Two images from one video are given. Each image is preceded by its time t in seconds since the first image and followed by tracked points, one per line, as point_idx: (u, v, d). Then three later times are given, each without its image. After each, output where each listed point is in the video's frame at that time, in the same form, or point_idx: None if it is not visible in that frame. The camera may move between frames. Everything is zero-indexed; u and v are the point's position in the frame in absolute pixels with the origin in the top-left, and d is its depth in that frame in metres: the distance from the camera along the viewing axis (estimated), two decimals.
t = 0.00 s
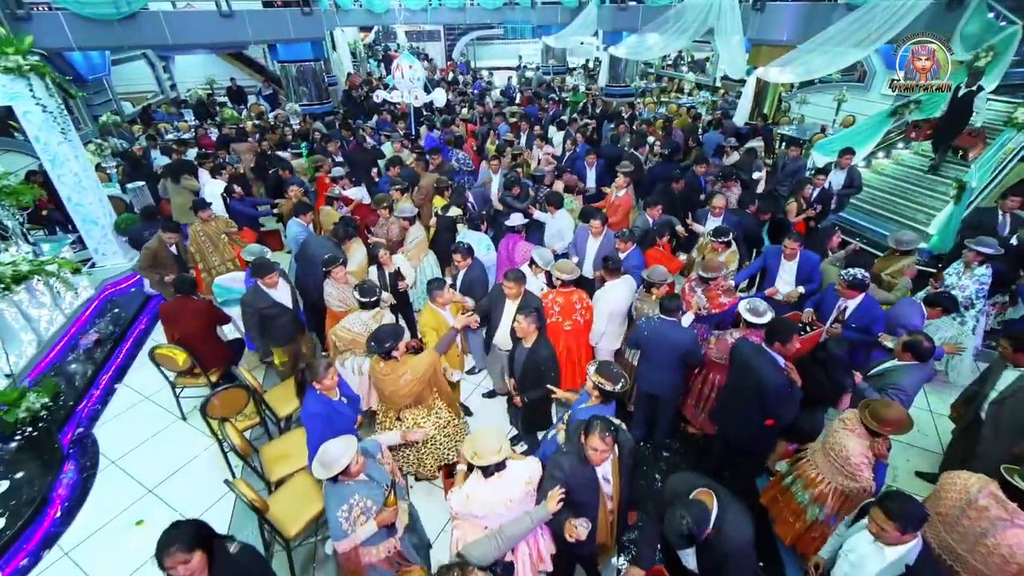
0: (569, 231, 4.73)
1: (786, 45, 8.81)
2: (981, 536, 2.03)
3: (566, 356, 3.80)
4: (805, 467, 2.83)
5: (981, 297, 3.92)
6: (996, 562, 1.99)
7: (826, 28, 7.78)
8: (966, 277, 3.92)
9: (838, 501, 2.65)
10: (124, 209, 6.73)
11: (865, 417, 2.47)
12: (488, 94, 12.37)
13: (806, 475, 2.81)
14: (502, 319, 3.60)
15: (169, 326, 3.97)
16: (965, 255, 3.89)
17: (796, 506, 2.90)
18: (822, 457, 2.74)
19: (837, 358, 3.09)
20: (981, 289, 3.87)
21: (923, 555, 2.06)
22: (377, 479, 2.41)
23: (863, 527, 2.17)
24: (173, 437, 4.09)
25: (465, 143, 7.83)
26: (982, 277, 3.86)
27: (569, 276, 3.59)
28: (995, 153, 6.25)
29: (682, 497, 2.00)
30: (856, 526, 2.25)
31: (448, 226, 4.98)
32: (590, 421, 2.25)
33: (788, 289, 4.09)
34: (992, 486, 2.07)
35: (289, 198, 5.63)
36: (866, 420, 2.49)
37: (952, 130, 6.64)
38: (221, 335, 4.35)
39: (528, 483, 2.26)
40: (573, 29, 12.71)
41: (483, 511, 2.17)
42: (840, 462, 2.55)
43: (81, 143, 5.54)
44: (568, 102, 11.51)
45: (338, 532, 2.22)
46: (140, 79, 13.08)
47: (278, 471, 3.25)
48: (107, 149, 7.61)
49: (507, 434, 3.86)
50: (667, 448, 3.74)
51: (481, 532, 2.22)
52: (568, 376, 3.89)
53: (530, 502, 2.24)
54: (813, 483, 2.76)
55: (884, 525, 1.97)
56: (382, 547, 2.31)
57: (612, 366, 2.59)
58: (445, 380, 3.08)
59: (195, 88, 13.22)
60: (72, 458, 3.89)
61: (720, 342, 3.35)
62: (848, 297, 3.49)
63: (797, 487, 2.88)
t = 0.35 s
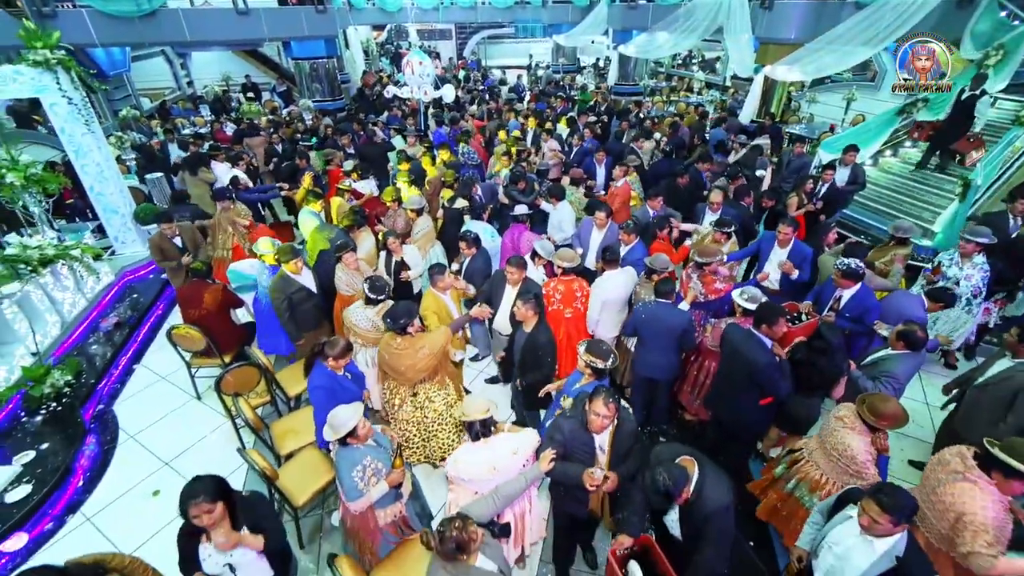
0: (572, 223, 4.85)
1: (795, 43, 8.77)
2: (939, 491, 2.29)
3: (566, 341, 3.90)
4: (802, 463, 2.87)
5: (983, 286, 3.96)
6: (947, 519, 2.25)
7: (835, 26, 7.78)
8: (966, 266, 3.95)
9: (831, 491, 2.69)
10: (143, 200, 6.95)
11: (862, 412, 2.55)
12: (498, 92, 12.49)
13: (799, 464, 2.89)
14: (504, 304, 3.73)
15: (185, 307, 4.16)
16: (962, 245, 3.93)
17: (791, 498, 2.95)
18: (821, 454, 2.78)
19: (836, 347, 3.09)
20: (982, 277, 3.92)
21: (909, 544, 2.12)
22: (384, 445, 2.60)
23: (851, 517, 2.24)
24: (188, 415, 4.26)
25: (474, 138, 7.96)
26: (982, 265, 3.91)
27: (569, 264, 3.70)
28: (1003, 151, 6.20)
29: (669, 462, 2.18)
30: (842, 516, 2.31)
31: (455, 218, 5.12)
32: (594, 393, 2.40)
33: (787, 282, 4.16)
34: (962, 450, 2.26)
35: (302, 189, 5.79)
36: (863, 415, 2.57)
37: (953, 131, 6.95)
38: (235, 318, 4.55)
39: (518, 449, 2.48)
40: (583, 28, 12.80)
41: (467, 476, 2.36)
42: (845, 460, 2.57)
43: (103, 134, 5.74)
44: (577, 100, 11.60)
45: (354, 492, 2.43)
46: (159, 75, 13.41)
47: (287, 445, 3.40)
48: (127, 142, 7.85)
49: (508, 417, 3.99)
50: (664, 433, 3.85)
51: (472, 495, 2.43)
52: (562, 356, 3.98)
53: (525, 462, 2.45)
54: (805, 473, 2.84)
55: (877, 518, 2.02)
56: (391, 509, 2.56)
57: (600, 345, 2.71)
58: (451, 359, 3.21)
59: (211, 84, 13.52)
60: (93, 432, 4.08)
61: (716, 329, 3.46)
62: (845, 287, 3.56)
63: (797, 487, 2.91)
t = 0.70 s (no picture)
0: (575, 214, 4.93)
1: (802, 41, 8.77)
2: (915, 463, 2.38)
3: (561, 327, 4.03)
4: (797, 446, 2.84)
5: (982, 281, 4.04)
6: (923, 491, 2.33)
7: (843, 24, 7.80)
8: (963, 264, 4.00)
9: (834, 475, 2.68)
10: (160, 190, 7.17)
11: (856, 392, 2.59)
12: (507, 89, 12.60)
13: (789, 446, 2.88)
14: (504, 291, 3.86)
15: (200, 290, 4.29)
16: (956, 242, 3.98)
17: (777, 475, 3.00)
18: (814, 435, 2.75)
19: (833, 336, 2.96)
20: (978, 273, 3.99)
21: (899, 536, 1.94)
22: (387, 414, 2.82)
23: (841, 512, 2.03)
24: (202, 394, 4.45)
25: (481, 133, 8.09)
26: (978, 261, 3.98)
27: (569, 254, 3.81)
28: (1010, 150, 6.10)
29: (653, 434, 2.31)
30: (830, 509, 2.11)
31: (461, 210, 5.25)
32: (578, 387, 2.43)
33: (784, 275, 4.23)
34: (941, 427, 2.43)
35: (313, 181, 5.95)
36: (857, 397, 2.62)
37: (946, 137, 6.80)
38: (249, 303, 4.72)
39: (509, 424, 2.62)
40: (593, 27, 12.87)
41: (463, 445, 2.53)
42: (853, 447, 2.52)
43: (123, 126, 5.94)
44: (585, 98, 11.68)
45: (363, 456, 2.64)
46: (176, 71, 13.70)
47: (297, 422, 3.56)
48: (145, 134, 8.09)
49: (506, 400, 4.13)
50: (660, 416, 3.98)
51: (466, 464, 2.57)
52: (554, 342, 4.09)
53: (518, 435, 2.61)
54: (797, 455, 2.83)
55: (869, 511, 1.83)
56: (400, 472, 2.82)
57: (590, 327, 2.83)
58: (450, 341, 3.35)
59: (226, 80, 13.78)
60: (112, 408, 4.27)
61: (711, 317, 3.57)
62: (846, 277, 3.55)
63: (785, 463, 2.94)
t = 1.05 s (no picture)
0: (580, 206, 5.03)
1: (811, 38, 8.73)
2: (914, 458, 2.35)
3: (558, 314, 4.11)
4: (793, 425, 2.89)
5: (977, 273, 4.10)
6: (926, 485, 2.32)
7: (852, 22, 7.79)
8: (961, 253, 4.09)
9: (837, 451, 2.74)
10: (178, 181, 7.39)
11: (846, 368, 2.75)
12: (517, 86, 12.70)
13: (787, 430, 2.92)
14: (505, 278, 4.00)
15: (215, 274, 4.44)
16: (956, 235, 4.01)
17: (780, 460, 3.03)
18: (808, 414, 2.83)
19: (832, 322, 2.95)
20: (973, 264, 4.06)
21: (878, 513, 1.99)
22: (393, 390, 2.94)
23: (824, 487, 2.09)
24: (214, 375, 4.63)
25: (490, 129, 8.20)
26: (976, 252, 4.06)
27: (570, 242, 3.93)
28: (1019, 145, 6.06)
29: (646, 408, 2.42)
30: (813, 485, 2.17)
31: (467, 201, 5.36)
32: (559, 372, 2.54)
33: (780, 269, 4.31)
34: (931, 415, 2.38)
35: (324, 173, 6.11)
36: (847, 372, 2.75)
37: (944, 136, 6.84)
38: (262, 288, 4.92)
39: (506, 401, 2.69)
40: (603, 25, 12.93)
41: (461, 420, 2.66)
42: (845, 420, 2.63)
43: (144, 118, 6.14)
44: (594, 96, 11.75)
45: (370, 430, 2.76)
46: (194, 68, 13.99)
47: (306, 401, 3.71)
48: (164, 128, 8.34)
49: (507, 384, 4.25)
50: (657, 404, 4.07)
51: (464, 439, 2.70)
52: (550, 325, 4.20)
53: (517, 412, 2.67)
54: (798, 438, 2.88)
55: (854, 493, 1.88)
56: (404, 446, 2.94)
57: (583, 310, 3.00)
58: (444, 324, 3.50)
59: (241, 77, 14.06)
60: (131, 387, 4.46)
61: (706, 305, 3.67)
62: (840, 266, 3.64)
63: (785, 446, 2.99)
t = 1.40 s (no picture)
0: (585, 198, 5.12)
1: (821, 36, 8.75)
2: (910, 450, 2.22)
3: (557, 303, 4.20)
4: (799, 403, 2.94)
5: (974, 268, 4.19)
6: (923, 476, 2.20)
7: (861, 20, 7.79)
8: (962, 248, 4.16)
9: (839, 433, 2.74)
10: (194, 173, 7.62)
11: (856, 352, 2.81)
12: (526, 85, 12.79)
13: (796, 414, 2.92)
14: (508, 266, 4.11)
15: (231, 260, 4.60)
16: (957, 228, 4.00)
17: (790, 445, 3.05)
18: (816, 394, 2.89)
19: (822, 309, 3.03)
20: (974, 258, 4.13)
21: (844, 476, 2.04)
22: (397, 369, 3.05)
23: (794, 455, 2.19)
24: (227, 358, 4.80)
25: (498, 125, 8.31)
26: (975, 247, 4.13)
27: (572, 232, 4.03)
28: None
29: (638, 385, 2.53)
30: (786, 452, 2.28)
31: (474, 194, 5.48)
32: (540, 360, 2.63)
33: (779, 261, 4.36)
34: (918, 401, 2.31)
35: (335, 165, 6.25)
36: (860, 360, 2.81)
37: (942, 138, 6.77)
38: (274, 275, 5.08)
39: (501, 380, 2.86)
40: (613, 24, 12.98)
41: (458, 395, 2.78)
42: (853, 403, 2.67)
43: (162, 111, 6.35)
44: (604, 94, 11.81)
45: (376, 406, 2.87)
46: (210, 64, 14.25)
47: (314, 381, 3.85)
48: (182, 122, 8.57)
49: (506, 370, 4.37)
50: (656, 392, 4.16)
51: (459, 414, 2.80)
52: (549, 312, 4.28)
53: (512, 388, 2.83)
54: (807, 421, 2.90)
55: (821, 457, 1.96)
56: (406, 423, 3.06)
57: (580, 294, 3.10)
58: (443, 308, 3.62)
59: (256, 74, 14.33)
60: (148, 368, 4.64)
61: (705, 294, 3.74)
62: (837, 256, 3.70)
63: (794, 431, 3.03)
